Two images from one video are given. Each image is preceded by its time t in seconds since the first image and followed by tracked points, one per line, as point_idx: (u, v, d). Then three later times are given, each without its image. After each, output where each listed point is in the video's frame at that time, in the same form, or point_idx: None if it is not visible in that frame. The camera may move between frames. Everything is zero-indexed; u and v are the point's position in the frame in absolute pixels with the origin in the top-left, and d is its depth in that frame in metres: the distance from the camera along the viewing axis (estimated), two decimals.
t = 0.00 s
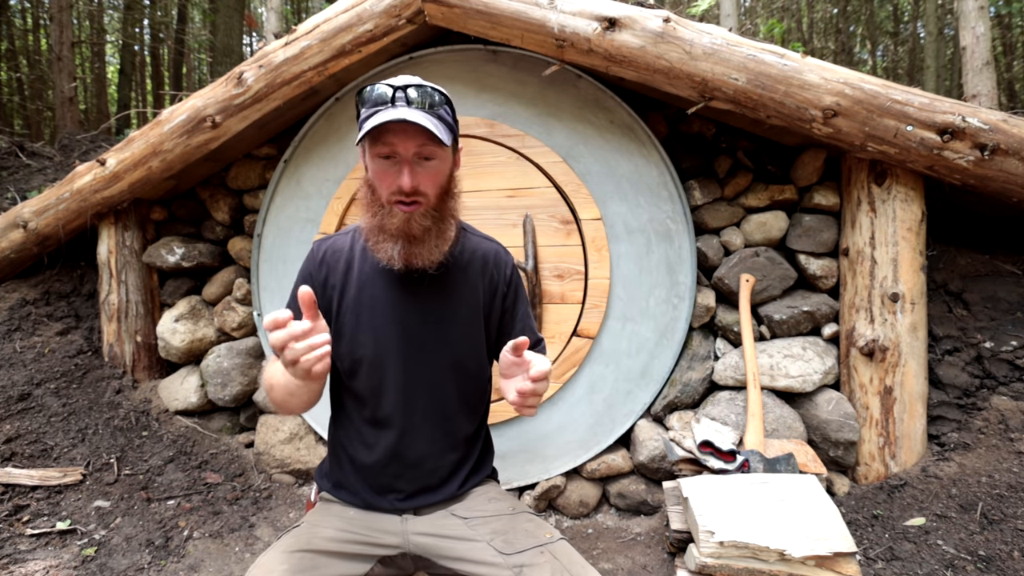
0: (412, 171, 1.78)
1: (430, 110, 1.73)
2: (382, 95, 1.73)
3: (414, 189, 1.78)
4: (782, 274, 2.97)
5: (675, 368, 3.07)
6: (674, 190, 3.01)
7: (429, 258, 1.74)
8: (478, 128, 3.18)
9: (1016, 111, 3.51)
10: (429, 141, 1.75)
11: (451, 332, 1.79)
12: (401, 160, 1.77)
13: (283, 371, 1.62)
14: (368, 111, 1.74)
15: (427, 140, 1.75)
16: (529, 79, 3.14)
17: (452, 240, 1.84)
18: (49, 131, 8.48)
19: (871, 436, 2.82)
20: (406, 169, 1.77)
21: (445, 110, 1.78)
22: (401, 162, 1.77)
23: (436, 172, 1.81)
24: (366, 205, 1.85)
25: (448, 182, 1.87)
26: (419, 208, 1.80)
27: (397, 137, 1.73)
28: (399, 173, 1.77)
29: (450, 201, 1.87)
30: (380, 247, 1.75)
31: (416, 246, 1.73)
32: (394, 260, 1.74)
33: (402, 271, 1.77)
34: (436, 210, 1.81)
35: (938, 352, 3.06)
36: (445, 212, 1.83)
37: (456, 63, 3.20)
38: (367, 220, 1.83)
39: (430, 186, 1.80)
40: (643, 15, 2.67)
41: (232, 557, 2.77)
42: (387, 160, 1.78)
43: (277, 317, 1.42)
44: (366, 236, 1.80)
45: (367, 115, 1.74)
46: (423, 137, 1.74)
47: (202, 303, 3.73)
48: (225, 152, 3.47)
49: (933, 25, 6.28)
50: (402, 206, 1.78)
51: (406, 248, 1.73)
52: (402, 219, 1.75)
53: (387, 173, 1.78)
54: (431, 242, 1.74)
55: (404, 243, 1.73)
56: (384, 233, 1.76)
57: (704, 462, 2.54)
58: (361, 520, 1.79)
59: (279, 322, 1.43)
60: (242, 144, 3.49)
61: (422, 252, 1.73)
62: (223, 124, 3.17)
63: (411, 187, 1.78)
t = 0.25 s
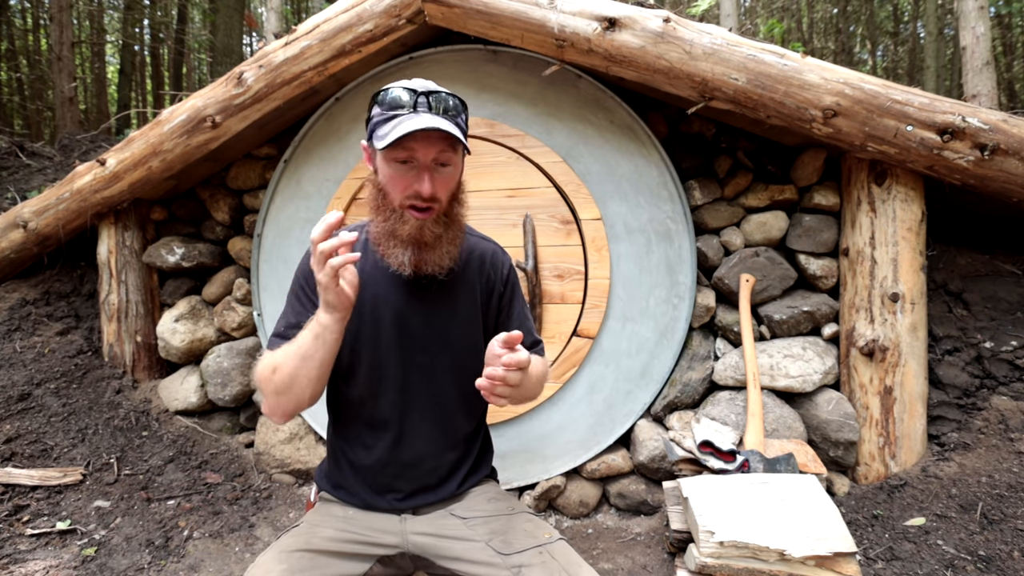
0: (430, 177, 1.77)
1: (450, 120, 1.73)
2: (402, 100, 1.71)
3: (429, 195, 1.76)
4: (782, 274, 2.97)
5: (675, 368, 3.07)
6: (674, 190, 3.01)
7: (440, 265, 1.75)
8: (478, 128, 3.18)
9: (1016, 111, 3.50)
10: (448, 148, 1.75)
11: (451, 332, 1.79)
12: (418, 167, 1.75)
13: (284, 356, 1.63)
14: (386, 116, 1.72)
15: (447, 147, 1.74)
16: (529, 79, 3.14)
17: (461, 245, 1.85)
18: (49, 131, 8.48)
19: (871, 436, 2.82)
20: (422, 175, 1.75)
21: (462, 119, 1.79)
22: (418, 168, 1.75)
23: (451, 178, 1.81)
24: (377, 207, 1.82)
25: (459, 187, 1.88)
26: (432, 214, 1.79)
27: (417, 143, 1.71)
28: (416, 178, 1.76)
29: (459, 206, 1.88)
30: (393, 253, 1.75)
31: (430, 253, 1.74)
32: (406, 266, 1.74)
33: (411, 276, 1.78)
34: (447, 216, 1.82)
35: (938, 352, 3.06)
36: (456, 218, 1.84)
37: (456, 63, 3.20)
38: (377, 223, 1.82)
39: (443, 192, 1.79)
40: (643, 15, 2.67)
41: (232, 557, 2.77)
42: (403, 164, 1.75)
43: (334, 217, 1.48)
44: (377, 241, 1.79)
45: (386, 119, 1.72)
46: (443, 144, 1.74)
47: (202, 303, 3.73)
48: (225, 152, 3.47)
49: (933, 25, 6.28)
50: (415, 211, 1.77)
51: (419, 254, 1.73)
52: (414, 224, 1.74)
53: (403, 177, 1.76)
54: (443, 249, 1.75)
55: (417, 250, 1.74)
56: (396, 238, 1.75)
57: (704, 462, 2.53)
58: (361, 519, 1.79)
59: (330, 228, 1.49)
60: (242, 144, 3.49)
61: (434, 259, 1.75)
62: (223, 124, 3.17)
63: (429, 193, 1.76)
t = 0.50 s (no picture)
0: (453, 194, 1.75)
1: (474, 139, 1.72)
2: (427, 114, 1.69)
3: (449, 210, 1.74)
4: (782, 274, 2.97)
5: (675, 368, 3.07)
6: (674, 190, 3.01)
7: (455, 279, 1.76)
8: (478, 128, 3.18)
9: (1016, 111, 3.50)
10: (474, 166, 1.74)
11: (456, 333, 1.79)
12: (440, 185, 1.71)
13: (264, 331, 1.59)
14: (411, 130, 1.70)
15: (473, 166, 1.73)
16: (529, 79, 3.14)
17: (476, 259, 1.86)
18: (49, 131, 8.48)
19: (871, 436, 2.82)
20: (444, 191, 1.72)
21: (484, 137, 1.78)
22: (439, 184, 1.71)
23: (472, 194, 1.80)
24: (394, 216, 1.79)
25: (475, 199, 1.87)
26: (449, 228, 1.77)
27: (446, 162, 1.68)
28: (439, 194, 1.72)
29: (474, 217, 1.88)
30: (412, 266, 1.74)
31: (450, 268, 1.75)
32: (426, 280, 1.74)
33: (425, 287, 1.78)
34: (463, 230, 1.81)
35: (939, 352, 3.06)
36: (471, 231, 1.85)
37: (456, 63, 3.20)
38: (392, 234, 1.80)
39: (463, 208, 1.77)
40: (643, 15, 2.67)
41: (232, 557, 2.77)
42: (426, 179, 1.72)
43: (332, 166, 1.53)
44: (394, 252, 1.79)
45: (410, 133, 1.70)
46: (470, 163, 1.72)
47: (202, 303, 3.73)
48: (225, 152, 3.47)
49: (933, 25, 6.28)
50: (433, 225, 1.75)
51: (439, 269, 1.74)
52: (431, 237, 1.73)
53: (425, 192, 1.72)
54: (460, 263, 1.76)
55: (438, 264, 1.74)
56: (413, 251, 1.74)
57: (704, 462, 2.53)
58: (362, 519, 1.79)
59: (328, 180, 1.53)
60: (242, 144, 3.49)
61: (450, 272, 1.75)
62: (223, 124, 3.17)
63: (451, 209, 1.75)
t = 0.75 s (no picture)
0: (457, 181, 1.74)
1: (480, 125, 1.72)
2: (434, 103, 1.70)
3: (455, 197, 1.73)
4: (782, 274, 2.97)
5: (675, 368, 3.07)
6: (674, 190, 3.01)
7: (465, 266, 1.76)
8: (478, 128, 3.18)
9: (1016, 111, 3.51)
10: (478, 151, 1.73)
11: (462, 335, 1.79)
12: (446, 171, 1.71)
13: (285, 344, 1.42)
14: (417, 117, 1.71)
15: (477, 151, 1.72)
16: (529, 79, 3.14)
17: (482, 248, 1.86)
18: (49, 131, 8.48)
19: (871, 436, 2.82)
20: (450, 179, 1.71)
21: (489, 125, 1.80)
22: (446, 171, 1.71)
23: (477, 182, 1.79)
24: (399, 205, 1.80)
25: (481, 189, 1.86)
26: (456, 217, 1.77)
27: (448, 147, 1.67)
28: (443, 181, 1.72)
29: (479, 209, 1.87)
30: (416, 251, 1.75)
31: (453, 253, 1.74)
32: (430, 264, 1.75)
33: (434, 276, 1.78)
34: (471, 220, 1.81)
35: (938, 352, 3.06)
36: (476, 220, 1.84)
37: (456, 63, 3.20)
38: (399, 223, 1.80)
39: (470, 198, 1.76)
40: (643, 15, 2.67)
41: (232, 557, 2.78)
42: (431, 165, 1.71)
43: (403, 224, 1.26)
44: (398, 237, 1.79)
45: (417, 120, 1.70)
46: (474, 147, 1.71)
47: (202, 303, 3.73)
48: (225, 152, 3.47)
49: (933, 25, 6.28)
50: (440, 213, 1.74)
51: (442, 253, 1.74)
52: (438, 224, 1.73)
53: (430, 179, 1.72)
54: (468, 250, 1.76)
55: (441, 250, 1.74)
56: (422, 238, 1.75)
57: (704, 462, 2.54)
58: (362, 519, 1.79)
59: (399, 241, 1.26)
60: (242, 144, 3.49)
61: (459, 260, 1.75)
62: (223, 124, 3.17)
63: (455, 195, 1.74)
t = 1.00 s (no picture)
0: (444, 164, 1.79)
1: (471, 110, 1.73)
2: (423, 88, 1.73)
3: (443, 181, 1.78)
4: (782, 274, 2.97)
5: (675, 368, 3.07)
6: (674, 190, 3.01)
7: (445, 258, 1.74)
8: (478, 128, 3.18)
9: (1016, 111, 3.51)
10: (465, 135, 1.78)
11: (466, 338, 1.80)
12: (433, 151, 1.78)
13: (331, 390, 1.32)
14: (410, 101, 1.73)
15: (463, 134, 1.77)
16: (529, 79, 3.14)
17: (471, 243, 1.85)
18: (49, 131, 8.48)
19: (871, 436, 2.82)
20: (438, 160, 1.77)
21: (483, 111, 1.79)
22: (434, 153, 1.78)
23: (467, 168, 1.82)
24: (390, 194, 1.85)
25: (475, 182, 1.88)
26: (444, 203, 1.81)
27: (433, 127, 1.75)
28: (429, 163, 1.78)
29: (472, 203, 1.88)
30: (397, 239, 1.75)
31: (434, 244, 1.73)
32: (409, 255, 1.72)
33: (414, 267, 1.75)
34: (460, 209, 1.83)
35: (938, 352, 3.06)
36: (465, 211, 1.84)
37: (456, 63, 3.20)
38: (388, 209, 1.84)
39: (459, 183, 1.81)
40: (643, 15, 2.67)
41: (232, 557, 2.77)
42: (418, 149, 1.79)
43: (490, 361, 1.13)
44: (385, 226, 1.81)
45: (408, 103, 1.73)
46: (460, 130, 1.77)
47: (202, 303, 3.73)
48: (225, 152, 3.47)
49: (933, 25, 6.28)
50: (427, 197, 1.79)
51: (423, 244, 1.72)
52: (422, 215, 1.75)
53: (416, 162, 1.79)
54: (451, 241, 1.75)
55: (422, 241, 1.73)
56: (404, 225, 1.76)
57: (704, 463, 2.53)
58: (361, 518, 1.78)
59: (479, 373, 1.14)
60: (242, 144, 3.49)
61: (439, 250, 1.73)
62: (223, 124, 3.18)
63: (441, 176, 1.78)
